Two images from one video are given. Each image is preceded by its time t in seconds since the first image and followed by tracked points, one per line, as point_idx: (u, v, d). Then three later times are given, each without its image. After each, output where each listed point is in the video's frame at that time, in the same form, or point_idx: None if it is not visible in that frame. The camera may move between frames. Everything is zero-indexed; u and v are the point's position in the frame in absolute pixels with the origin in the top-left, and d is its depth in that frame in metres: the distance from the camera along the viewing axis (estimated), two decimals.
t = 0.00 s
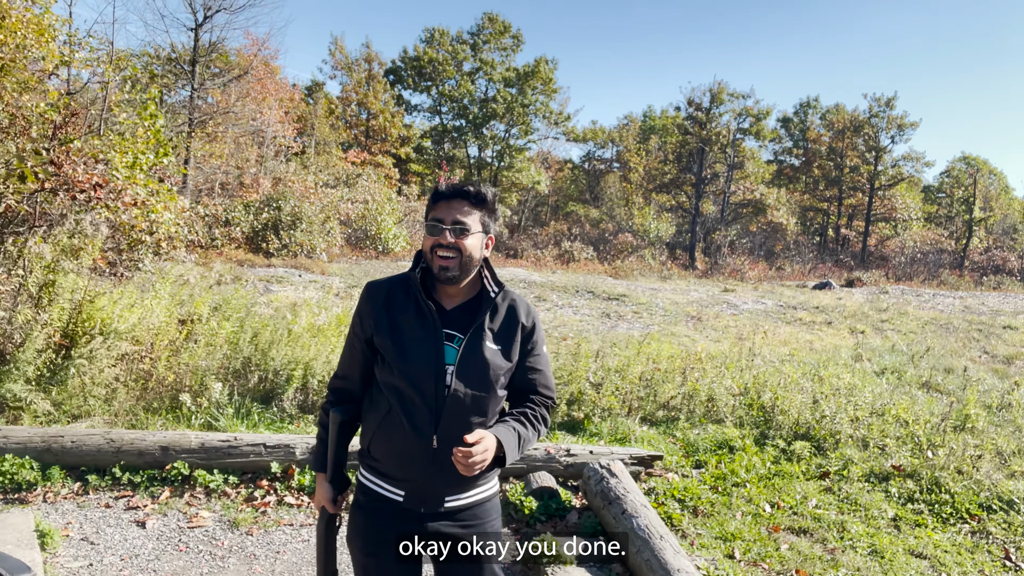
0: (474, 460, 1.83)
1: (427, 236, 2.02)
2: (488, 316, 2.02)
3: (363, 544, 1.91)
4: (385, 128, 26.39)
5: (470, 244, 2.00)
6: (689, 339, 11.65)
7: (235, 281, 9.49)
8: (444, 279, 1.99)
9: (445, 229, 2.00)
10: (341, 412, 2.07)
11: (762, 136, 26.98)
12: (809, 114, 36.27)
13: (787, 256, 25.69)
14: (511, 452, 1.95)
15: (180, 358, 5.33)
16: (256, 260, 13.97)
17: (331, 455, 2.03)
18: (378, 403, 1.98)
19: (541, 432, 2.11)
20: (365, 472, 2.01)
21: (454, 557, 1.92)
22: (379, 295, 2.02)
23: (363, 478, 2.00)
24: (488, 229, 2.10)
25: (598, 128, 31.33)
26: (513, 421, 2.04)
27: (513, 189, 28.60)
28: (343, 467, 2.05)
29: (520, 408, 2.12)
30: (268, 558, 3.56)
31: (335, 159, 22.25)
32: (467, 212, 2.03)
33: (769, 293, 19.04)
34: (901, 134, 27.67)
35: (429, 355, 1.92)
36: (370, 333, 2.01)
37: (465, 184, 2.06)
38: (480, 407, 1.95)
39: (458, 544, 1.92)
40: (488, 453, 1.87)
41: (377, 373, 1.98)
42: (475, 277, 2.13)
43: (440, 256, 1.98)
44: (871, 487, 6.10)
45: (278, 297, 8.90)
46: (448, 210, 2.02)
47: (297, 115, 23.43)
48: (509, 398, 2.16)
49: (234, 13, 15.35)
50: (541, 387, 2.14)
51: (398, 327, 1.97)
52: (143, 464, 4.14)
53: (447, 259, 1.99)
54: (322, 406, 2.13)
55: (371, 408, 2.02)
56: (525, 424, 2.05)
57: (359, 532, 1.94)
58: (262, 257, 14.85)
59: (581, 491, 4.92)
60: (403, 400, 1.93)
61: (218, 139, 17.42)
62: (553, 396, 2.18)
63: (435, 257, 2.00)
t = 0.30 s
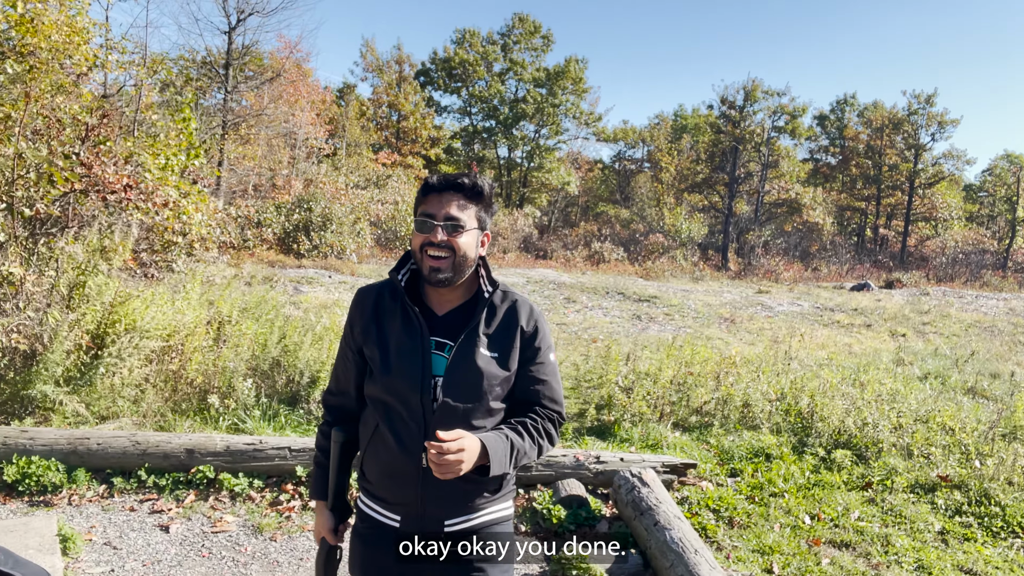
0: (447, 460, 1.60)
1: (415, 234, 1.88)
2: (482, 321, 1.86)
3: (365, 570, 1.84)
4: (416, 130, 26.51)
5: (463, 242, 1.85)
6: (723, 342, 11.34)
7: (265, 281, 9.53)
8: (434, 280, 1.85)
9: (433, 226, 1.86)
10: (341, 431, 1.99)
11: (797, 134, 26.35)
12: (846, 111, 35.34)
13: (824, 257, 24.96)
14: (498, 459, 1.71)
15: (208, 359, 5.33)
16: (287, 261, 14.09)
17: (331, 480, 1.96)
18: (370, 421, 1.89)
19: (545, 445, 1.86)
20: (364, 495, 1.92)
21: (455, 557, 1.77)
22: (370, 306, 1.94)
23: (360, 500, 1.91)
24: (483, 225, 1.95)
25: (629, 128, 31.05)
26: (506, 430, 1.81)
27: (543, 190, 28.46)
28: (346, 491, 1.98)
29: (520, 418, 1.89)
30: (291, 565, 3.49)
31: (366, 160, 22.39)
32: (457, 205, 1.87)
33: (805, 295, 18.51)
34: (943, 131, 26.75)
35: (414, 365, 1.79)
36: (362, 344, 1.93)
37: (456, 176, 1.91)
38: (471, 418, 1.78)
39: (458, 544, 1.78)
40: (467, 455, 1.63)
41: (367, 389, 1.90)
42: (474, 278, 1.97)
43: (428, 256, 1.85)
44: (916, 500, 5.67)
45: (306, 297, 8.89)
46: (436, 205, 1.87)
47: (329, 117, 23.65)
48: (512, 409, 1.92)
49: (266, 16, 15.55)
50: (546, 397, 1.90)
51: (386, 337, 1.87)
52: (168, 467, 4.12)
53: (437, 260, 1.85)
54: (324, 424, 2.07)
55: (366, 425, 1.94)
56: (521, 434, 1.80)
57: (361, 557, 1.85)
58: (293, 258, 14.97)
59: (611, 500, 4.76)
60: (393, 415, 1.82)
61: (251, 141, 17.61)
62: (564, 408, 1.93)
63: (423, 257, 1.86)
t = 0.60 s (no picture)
0: (482, 484, 1.52)
1: (454, 244, 1.83)
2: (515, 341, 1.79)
3: None
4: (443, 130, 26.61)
5: (505, 255, 1.79)
6: (751, 343, 11.12)
7: (293, 282, 9.61)
8: (471, 294, 1.79)
9: (472, 238, 1.80)
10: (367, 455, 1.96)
11: (828, 131, 25.79)
12: (879, 108, 34.53)
13: (856, 256, 24.33)
14: (539, 490, 1.61)
15: (234, 359, 5.36)
16: (314, 261, 14.21)
17: (352, 506, 1.93)
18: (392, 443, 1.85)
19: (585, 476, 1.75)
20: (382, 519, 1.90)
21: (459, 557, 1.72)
22: (397, 319, 1.90)
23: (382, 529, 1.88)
24: (526, 235, 1.88)
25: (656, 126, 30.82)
26: (546, 458, 1.70)
27: (569, 189, 28.31)
28: (365, 520, 1.95)
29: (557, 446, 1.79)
30: (314, 569, 3.47)
31: (392, 160, 22.51)
32: (500, 214, 1.81)
33: (836, 295, 18.09)
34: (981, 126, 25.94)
35: (440, 386, 1.74)
36: (388, 361, 1.89)
37: (498, 181, 1.85)
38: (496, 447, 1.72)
39: (458, 543, 1.73)
40: (503, 481, 1.54)
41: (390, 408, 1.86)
42: (511, 295, 1.91)
43: (465, 267, 1.79)
44: (953, 509, 5.27)
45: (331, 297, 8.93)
46: (475, 216, 1.81)
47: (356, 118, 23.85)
48: (549, 436, 1.84)
49: (294, 18, 15.75)
50: (587, 428, 1.79)
51: (413, 354, 1.82)
52: (194, 468, 4.15)
53: (476, 273, 1.79)
54: (347, 444, 2.03)
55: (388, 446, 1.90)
56: (560, 463, 1.70)
57: None
58: (320, 258, 15.09)
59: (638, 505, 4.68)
60: (415, 438, 1.77)
61: (279, 142, 17.80)
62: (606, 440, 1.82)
63: (460, 270, 1.81)
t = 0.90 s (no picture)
0: (524, 408, 1.43)
1: (522, 241, 1.80)
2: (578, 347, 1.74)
3: None
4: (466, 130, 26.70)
5: (577, 254, 1.76)
6: (778, 343, 10.92)
7: (317, 281, 9.68)
8: (539, 296, 1.77)
9: (541, 233, 1.77)
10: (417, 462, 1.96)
11: (856, 127, 25.28)
12: (908, 103, 33.79)
13: (884, 254, 23.82)
14: (586, 461, 1.47)
15: (261, 359, 5.42)
16: (339, 261, 14.33)
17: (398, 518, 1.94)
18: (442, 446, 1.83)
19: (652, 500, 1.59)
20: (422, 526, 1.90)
21: (461, 558, 1.75)
22: (456, 317, 1.90)
23: (419, 544, 1.89)
24: (600, 235, 1.84)
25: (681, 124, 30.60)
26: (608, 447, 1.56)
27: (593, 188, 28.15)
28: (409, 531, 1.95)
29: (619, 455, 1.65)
30: (341, 567, 3.49)
31: (415, 161, 22.62)
32: (573, 210, 1.78)
33: (865, 294, 17.73)
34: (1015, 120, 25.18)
35: (496, 390, 1.72)
36: (442, 359, 1.87)
37: (571, 174, 1.82)
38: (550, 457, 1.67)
39: (459, 542, 1.75)
40: (544, 425, 1.43)
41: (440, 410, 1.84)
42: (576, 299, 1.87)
43: (533, 264, 1.77)
44: (987, 512, 5.09)
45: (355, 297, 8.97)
46: (544, 211, 1.78)
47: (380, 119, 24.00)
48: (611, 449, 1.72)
49: (319, 21, 15.91)
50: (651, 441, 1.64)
51: (469, 356, 1.81)
52: (222, 466, 4.20)
53: (546, 273, 1.77)
54: (396, 447, 2.03)
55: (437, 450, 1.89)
56: (621, 456, 1.56)
57: None
58: (344, 258, 15.21)
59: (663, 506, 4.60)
60: (463, 445, 1.76)
61: (304, 144, 18.00)
62: (677, 457, 1.67)
63: (528, 267, 1.78)
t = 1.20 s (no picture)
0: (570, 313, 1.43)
1: (559, 251, 1.64)
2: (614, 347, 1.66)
3: None
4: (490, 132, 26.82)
5: (618, 266, 1.62)
6: (806, 343, 10.75)
7: (343, 282, 9.79)
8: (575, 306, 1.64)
9: (577, 235, 1.62)
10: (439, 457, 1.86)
11: (886, 125, 24.80)
12: (940, 100, 33.03)
13: (916, 253, 23.32)
14: (629, 379, 1.41)
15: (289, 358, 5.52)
16: (365, 263, 14.48)
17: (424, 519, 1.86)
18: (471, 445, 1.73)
19: (688, 482, 1.48)
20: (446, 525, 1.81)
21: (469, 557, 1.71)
22: (487, 312, 1.79)
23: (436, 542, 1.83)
24: (641, 241, 1.69)
25: (707, 124, 30.38)
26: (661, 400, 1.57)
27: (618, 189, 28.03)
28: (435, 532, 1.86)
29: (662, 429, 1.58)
30: (367, 562, 3.54)
31: (440, 163, 22.77)
32: (614, 215, 1.62)
33: (896, 293, 17.36)
34: None
35: (530, 391, 1.62)
36: (471, 355, 1.77)
37: (612, 180, 1.65)
38: (584, 456, 1.58)
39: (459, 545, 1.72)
40: (603, 334, 1.42)
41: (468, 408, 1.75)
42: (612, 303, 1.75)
43: (567, 270, 1.62)
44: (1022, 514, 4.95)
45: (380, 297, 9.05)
46: (582, 208, 1.64)
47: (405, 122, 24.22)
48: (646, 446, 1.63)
49: (344, 25, 16.09)
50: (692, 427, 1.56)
51: (501, 353, 1.71)
52: (251, 463, 4.28)
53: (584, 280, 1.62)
54: (418, 447, 1.94)
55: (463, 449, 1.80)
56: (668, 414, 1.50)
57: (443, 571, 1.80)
58: (370, 260, 15.36)
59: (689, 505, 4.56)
60: (492, 447, 1.65)
61: (331, 147, 18.21)
62: (712, 440, 1.57)
63: (562, 273, 1.63)
